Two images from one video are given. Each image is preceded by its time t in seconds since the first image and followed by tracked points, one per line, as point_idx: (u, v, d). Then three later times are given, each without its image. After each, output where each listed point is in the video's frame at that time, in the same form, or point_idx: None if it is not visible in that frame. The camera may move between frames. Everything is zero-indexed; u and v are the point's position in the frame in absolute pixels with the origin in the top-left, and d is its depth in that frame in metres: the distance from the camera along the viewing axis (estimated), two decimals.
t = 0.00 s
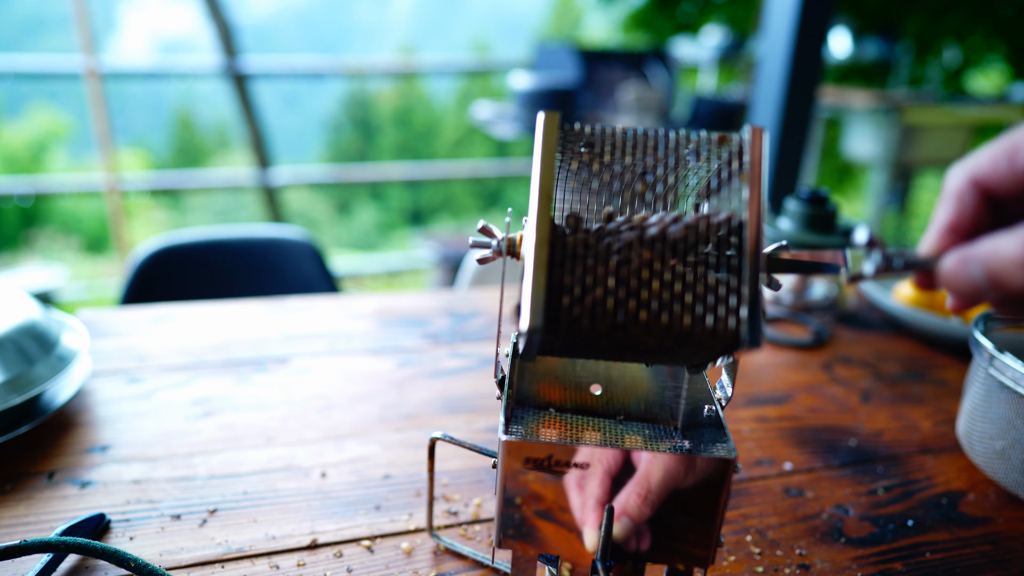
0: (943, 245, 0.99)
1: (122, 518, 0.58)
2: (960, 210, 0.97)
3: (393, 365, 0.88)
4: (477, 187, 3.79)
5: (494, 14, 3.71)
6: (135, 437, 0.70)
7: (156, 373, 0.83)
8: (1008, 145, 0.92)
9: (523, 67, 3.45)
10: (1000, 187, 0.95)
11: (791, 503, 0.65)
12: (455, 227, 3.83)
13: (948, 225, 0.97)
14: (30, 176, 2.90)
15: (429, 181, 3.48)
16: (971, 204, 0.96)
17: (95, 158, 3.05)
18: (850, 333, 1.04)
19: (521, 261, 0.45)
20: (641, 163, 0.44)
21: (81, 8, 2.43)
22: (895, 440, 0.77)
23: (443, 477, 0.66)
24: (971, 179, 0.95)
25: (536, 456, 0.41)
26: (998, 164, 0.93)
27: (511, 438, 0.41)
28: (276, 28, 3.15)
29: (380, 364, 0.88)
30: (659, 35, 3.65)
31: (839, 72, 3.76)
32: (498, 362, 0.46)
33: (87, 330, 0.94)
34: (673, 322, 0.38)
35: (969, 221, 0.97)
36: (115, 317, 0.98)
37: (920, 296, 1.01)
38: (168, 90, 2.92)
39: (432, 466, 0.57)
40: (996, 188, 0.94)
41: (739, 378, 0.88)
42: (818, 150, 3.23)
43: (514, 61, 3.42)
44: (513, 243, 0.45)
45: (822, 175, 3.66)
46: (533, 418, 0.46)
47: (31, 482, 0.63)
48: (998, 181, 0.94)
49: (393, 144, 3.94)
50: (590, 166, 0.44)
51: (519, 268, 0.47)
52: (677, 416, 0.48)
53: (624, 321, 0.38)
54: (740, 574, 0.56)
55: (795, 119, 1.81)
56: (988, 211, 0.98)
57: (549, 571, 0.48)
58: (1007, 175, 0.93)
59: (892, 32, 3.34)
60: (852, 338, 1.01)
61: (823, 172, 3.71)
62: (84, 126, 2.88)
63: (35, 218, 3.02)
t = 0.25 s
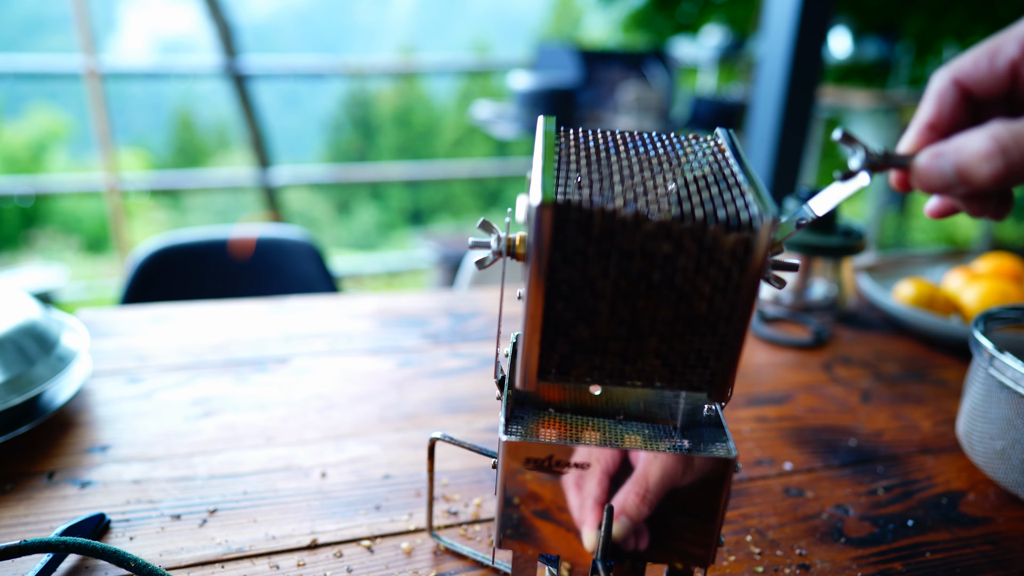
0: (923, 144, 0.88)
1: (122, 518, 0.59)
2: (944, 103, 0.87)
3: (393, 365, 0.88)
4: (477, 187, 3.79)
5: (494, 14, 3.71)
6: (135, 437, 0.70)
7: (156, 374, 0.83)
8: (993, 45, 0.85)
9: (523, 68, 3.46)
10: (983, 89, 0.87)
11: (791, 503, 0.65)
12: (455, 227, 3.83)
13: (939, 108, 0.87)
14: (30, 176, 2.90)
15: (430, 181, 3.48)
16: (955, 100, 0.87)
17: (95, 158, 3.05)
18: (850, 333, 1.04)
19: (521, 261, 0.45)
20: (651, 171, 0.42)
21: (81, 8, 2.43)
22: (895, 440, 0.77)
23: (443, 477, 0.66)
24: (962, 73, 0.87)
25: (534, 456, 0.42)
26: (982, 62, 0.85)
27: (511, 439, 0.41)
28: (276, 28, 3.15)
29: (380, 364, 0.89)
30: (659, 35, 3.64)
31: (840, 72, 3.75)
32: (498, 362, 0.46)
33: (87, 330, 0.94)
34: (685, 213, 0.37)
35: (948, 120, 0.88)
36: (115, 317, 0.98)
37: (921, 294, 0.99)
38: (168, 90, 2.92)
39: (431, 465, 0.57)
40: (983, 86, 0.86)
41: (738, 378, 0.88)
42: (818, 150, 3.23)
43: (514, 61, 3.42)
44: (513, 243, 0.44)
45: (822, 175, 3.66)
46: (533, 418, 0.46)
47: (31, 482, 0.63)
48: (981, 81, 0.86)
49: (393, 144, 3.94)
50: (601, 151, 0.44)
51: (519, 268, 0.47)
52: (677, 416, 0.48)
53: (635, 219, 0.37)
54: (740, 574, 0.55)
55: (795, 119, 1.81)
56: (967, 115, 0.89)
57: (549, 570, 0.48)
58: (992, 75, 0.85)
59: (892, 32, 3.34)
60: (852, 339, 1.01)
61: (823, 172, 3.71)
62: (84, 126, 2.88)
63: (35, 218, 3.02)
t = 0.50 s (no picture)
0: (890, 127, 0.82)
1: (122, 518, 0.59)
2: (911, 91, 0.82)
3: (393, 365, 0.88)
4: (477, 187, 3.79)
5: (494, 14, 3.72)
6: (135, 437, 0.70)
7: (156, 374, 0.83)
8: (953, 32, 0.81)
9: (523, 67, 3.45)
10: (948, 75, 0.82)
11: (791, 503, 0.65)
12: (455, 227, 3.83)
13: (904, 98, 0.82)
14: (30, 176, 2.89)
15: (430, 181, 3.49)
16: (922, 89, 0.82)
17: (95, 158, 3.05)
18: (850, 333, 1.04)
19: (521, 261, 0.45)
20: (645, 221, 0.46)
21: (81, 8, 2.43)
22: (895, 440, 0.77)
23: (444, 477, 0.66)
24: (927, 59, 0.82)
25: (533, 456, 0.42)
26: (944, 49, 0.81)
27: (511, 439, 0.41)
28: (276, 28, 3.15)
29: (380, 364, 0.89)
30: (659, 35, 3.64)
31: (840, 72, 3.75)
32: (497, 362, 0.46)
33: (87, 330, 0.94)
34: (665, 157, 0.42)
35: (915, 105, 0.82)
36: (115, 317, 0.98)
37: (921, 294, 0.99)
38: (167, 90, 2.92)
39: (432, 466, 0.57)
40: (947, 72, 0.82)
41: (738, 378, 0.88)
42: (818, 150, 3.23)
43: (514, 61, 3.42)
44: (513, 244, 0.44)
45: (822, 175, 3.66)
46: (533, 418, 0.46)
47: (31, 482, 0.63)
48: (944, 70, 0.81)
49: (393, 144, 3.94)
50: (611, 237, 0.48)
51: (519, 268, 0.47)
52: (676, 415, 0.48)
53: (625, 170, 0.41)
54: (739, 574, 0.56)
55: (795, 119, 1.81)
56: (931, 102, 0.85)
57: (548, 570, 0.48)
58: (954, 61, 0.81)
59: (892, 32, 3.34)
60: (852, 339, 1.01)
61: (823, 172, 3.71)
62: (84, 126, 2.88)
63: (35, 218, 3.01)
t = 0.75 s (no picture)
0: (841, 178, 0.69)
1: (122, 518, 0.59)
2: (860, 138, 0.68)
3: (393, 365, 0.88)
4: (477, 187, 3.79)
5: (494, 14, 3.72)
6: (135, 437, 0.70)
7: (156, 374, 0.83)
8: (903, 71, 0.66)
9: (523, 68, 3.45)
10: (900, 118, 0.68)
11: (791, 502, 0.65)
12: (455, 227, 3.83)
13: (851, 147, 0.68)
14: (30, 176, 2.89)
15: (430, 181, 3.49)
16: (869, 135, 0.68)
17: (96, 158, 3.05)
18: (850, 333, 1.04)
19: (521, 261, 0.45)
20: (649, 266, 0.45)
21: (81, 7, 2.43)
22: (895, 440, 0.77)
23: (443, 477, 0.66)
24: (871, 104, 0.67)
25: (535, 456, 0.42)
26: (890, 93, 0.66)
27: (511, 439, 0.41)
28: (276, 28, 3.15)
29: (380, 363, 0.89)
30: (659, 35, 3.64)
31: (839, 72, 3.76)
32: (498, 362, 0.46)
33: (88, 330, 0.94)
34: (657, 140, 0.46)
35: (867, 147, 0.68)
36: (115, 317, 0.98)
37: (921, 294, 0.99)
38: (168, 90, 2.93)
39: (432, 465, 0.57)
40: (898, 116, 0.67)
41: (738, 378, 0.88)
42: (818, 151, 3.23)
43: (514, 61, 3.42)
44: (513, 244, 0.44)
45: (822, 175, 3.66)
46: (533, 418, 0.46)
47: (31, 482, 0.63)
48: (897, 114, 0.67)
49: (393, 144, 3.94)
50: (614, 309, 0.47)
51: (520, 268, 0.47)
52: (677, 416, 0.48)
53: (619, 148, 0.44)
54: (740, 574, 0.56)
55: (795, 119, 1.81)
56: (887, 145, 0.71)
57: (550, 570, 0.48)
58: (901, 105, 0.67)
59: (892, 32, 3.34)
60: (852, 339, 1.01)
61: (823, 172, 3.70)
62: (84, 126, 2.88)
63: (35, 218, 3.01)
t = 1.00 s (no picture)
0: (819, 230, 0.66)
1: (122, 518, 0.59)
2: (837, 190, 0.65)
3: (393, 365, 0.88)
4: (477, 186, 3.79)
5: (493, 14, 3.72)
6: (135, 437, 0.70)
7: (156, 373, 0.83)
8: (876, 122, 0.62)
9: (523, 67, 3.45)
10: (876, 168, 0.64)
11: (791, 503, 0.65)
12: (455, 227, 3.83)
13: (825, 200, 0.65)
14: (30, 176, 2.89)
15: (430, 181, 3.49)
16: (847, 186, 0.65)
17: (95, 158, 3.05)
18: (850, 333, 1.04)
19: (521, 261, 0.45)
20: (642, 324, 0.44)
21: (81, 8, 2.43)
22: (895, 440, 0.77)
23: (443, 477, 0.66)
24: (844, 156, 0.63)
25: (535, 456, 0.42)
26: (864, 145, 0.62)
27: (511, 438, 0.41)
28: (276, 28, 3.15)
29: (380, 364, 0.89)
30: (659, 35, 3.64)
31: (839, 72, 3.76)
32: (498, 362, 0.46)
33: (88, 330, 0.94)
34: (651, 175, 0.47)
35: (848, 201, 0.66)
36: (115, 317, 0.98)
37: (921, 294, 0.99)
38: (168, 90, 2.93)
39: (431, 466, 0.57)
40: (874, 167, 0.63)
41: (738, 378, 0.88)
42: (818, 151, 3.23)
43: (514, 61, 3.42)
44: (513, 244, 0.44)
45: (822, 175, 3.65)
46: (533, 417, 0.46)
47: (31, 482, 0.63)
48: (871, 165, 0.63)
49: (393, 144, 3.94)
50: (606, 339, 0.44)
51: (520, 268, 0.47)
52: (677, 416, 0.48)
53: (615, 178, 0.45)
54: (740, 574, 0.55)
55: (795, 119, 1.81)
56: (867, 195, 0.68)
57: (549, 570, 0.48)
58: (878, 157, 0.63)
59: (892, 33, 3.34)
60: (852, 339, 1.01)
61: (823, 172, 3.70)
62: (83, 125, 2.88)
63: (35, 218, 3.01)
